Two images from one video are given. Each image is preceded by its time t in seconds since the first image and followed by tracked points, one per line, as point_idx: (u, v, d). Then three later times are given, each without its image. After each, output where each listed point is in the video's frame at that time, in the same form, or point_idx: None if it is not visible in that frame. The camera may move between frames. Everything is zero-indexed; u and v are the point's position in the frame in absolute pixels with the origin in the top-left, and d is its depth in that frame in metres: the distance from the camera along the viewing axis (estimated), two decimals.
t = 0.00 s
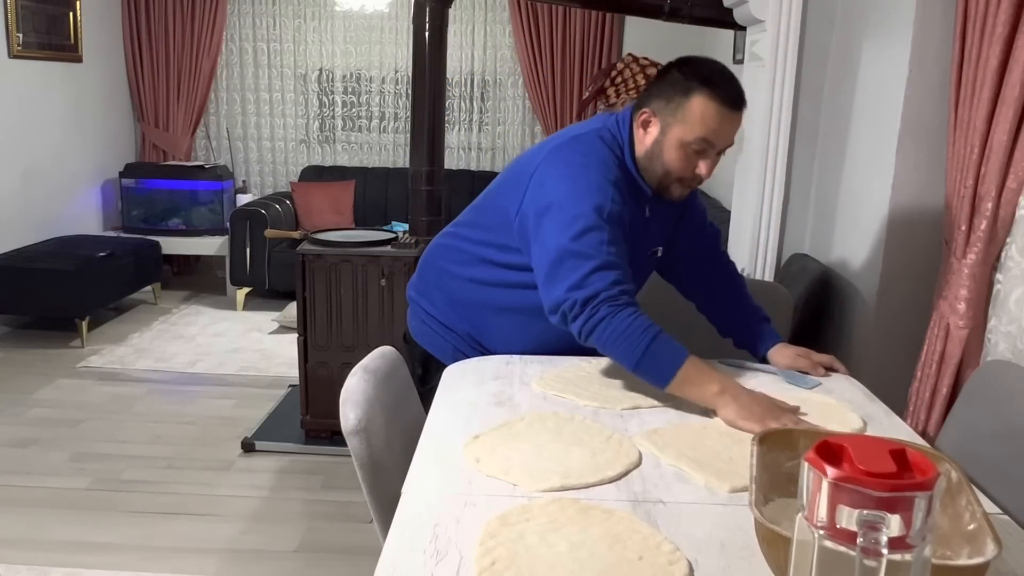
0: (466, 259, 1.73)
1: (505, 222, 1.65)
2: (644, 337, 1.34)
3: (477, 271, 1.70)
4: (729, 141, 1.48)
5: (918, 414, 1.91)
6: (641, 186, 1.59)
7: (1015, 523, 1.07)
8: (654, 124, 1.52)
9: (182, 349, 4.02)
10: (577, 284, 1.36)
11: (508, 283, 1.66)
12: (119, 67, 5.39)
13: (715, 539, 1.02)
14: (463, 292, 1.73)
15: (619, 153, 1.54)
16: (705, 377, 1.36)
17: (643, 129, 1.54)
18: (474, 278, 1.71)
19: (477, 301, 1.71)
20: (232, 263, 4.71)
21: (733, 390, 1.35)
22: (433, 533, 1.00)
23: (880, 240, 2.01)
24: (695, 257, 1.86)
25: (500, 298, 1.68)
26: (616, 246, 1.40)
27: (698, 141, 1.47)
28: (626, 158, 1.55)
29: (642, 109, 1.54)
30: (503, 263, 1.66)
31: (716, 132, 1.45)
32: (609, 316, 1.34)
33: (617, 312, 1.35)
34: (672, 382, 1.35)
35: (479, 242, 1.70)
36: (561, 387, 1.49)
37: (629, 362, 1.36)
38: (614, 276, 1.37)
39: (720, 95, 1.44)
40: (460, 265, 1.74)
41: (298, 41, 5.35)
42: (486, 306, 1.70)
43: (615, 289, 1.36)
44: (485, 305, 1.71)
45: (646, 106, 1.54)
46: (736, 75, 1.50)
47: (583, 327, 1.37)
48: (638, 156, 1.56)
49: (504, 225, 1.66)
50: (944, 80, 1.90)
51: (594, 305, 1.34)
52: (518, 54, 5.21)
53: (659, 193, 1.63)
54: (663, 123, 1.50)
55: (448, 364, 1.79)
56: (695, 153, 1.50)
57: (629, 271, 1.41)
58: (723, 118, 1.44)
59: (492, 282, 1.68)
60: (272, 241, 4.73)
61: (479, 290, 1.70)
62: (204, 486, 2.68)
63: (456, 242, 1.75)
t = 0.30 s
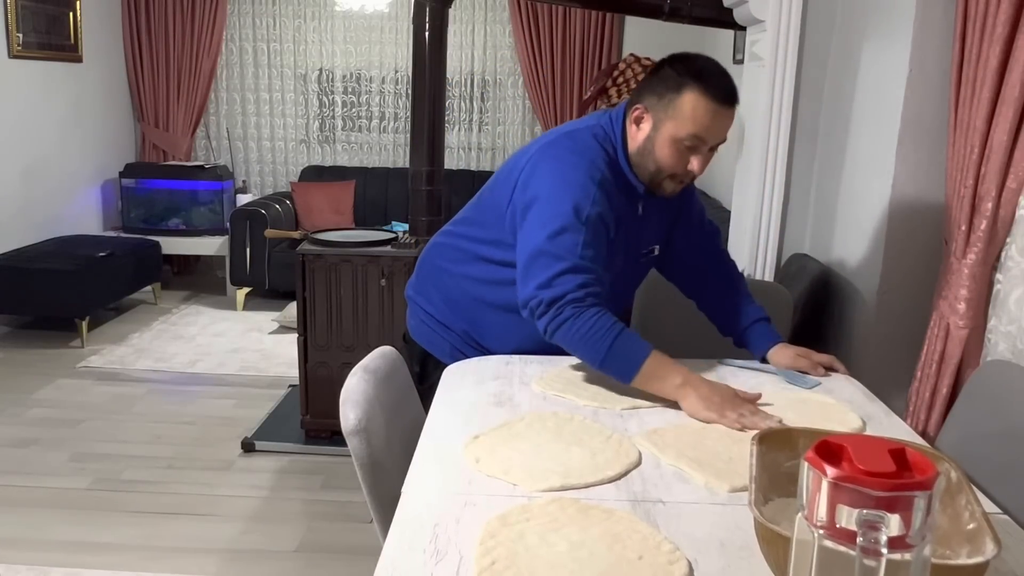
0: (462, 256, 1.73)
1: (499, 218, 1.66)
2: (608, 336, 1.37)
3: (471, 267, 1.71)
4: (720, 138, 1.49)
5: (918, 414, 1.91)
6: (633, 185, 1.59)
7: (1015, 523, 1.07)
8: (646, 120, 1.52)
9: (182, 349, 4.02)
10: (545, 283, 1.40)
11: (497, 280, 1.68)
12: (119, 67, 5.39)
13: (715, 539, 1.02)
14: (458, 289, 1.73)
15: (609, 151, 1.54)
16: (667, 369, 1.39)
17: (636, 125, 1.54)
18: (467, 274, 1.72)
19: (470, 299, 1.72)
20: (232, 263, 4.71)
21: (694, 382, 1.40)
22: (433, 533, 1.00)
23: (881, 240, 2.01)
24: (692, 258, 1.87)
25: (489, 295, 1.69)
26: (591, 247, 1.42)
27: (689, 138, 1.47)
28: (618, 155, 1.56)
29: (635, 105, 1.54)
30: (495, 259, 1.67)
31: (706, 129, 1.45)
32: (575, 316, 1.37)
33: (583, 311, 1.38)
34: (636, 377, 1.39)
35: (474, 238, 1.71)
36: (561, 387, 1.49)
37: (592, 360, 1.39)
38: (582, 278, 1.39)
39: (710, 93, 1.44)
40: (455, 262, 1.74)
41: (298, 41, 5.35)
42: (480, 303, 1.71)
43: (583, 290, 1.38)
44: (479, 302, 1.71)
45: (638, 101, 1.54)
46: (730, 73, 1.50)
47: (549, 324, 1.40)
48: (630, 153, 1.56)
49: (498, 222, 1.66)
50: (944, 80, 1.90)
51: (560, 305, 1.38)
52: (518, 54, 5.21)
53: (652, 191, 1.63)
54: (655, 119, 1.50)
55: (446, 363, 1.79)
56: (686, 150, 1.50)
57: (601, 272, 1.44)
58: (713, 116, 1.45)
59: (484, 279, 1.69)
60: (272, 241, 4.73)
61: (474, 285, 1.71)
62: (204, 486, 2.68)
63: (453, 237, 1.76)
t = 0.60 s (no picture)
0: (459, 254, 1.73)
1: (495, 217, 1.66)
2: (613, 326, 1.37)
3: (469, 266, 1.71)
4: (716, 136, 1.49)
5: (918, 414, 1.91)
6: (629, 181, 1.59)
7: (1015, 523, 1.07)
8: (643, 118, 1.52)
9: (182, 349, 4.02)
10: (548, 274, 1.38)
11: (496, 277, 1.67)
12: (119, 68, 5.39)
13: (715, 539, 1.02)
14: (455, 287, 1.74)
15: (604, 146, 1.54)
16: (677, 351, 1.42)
17: (632, 123, 1.54)
18: (464, 273, 1.72)
19: (468, 298, 1.72)
20: (232, 263, 4.71)
21: (704, 362, 1.42)
22: (433, 533, 1.00)
23: (881, 240, 2.01)
24: (690, 256, 1.87)
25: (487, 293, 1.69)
26: (591, 238, 1.42)
27: (686, 136, 1.47)
28: (613, 152, 1.55)
29: (631, 103, 1.54)
30: (493, 257, 1.67)
31: (703, 126, 1.45)
32: (579, 306, 1.36)
33: (589, 302, 1.37)
34: (645, 364, 1.40)
35: (471, 236, 1.71)
36: (561, 387, 1.49)
37: (600, 350, 1.39)
38: (585, 270, 1.38)
39: (707, 90, 1.44)
40: (452, 260, 1.74)
41: (298, 41, 5.35)
42: (476, 300, 1.71)
43: (587, 280, 1.37)
44: (476, 300, 1.71)
45: (635, 99, 1.54)
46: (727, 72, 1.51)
47: (552, 318, 1.39)
48: (626, 150, 1.56)
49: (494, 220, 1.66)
50: (944, 80, 1.90)
51: (564, 296, 1.36)
52: (518, 54, 5.21)
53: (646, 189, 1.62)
54: (651, 117, 1.50)
55: (444, 361, 1.79)
56: (683, 147, 1.50)
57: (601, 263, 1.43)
58: (709, 112, 1.45)
59: (482, 277, 1.69)
60: (272, 241, 4.73)
61: (471, 284, 1.71)
62: (204, 486, 2.68)
63: (449, 237, 1.76)
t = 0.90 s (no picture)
0: (459, 253, 1.73)
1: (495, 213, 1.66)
2: (620, 316, 1.38)
3: (468, 263, 1.71)
4: (715, 130, 1.49)
5: (918, 414, 1.91)
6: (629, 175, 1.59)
7: (1015, 523, 1.07)
8: (643, 112, 1.52)
9: (182, 349, 4.02)
10: (554, 264, 1.38)
11: (495, 273, 1.67)
12: (119, 68, 5.39)
13: (714, 539, 1.02)
14: (454, 285, 1.73)
15: (605, 140, 1.54)
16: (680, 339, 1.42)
17: (632, 118, 1.54)
18: (463, 271, 1.72)
19: (467, 296, 1.72)
20: (232, 263, 4.72)
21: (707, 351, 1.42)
22: (432, 534, 1.00)
23: (881, 240, 2.01)
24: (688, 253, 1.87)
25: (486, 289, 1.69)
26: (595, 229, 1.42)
27: (685, 130, 1.47)
28: (613, 146, 1.55)
29: (631, 97, 1.54)
30: (493, 252, 1.67)
31: (702, 121, 1.45)
32: (586, 295, 1.37)
33: (596, 292, 1.38)
34: (650, 353, 1.41)
35: (471, 234, 1.71)
36: (560, 387, 1.49)
37: (605, 339, 1.40)
38: (591, 258, 1.39)
39: (707, 84, 1.44)
40: (452, 258, 1.74)
41: (298, 41, 5.35)
42: (476, 298, 1.71)
43: (593, 270, 1.38)
44: (476, 298, 1.71)
45: (635, 94, 1.54)
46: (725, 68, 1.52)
47: (559, 308, 1.39)
48: (626, 144, 1.56)
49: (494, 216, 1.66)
50: (944, 80, 1.90)
51: (571, 285, 1.37)
52: (518, 54, 5.21)
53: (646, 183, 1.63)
54: (651, 111, 1.50)
55: (443, 362, 1.78)
56: (682, 142, 1.50)
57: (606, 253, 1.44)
58: (710, 106, 1.45)
59: (481, 273, 1.69)
60: (272, 241, 4.73)
61: (470, 281, 1.71)
62: (204, 486, 2.68)
63: (448, 236, 1.76)
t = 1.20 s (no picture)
0: (460, 255, 1.73)
1: (499, 216, 1.65)
2: (646, 320, 1.38)
3: (470, 265, 1.71)
4: (721, 133, 1.50)
5: (918, 414, 1.91)
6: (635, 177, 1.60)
7: (1015, 523, 1.07)
8: (648, 115, 1.51)
9: (182, 349, 4.02)
10: (579, 268, 1.37)
11: (500, 275, 1.66)
12: (119, 68, 5.39)
13: (714, 539, 1.02)
14: (456, 288, 1.73)
15: (612, 143, 1.54)
16: (704, 343, 1.44)
17: (637, 121, 1.53)
18: (466, 272, 1.71)
19: (470, 298, 1.71)
20: (232, 263, 4.72)
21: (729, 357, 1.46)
22: (432, 533, 1.00)
23: (880, 240, 2.01)
24: (687, 255, 1.87)
25: (491, 292, 1.68)
26: (614, 232, 1.41)
27: (692, 133, 1.47)
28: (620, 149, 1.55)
29: (636, 100, 1.53)
30: (497, 254, 1.66)
31: (710, 124, 1.46)
32: (613, 299, 1.37)
33: (622, 296, 1.37)
34: (676, 357, 1.41)
35: (474, 236, 1.70)
36: (561, 387, 1.49)
37: (632, 344, 1.40)
38: (615, 262, 1.38)
39: (715, 88, 1.45)
40: (455, 260, 1.74)
41: (298, 41, 5.35)
42: (479, 300, 1.70)
43: (618, 273, 1.37)
44: (479, 299, 1.70)
45: (640, 97, 1.53)
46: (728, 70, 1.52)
47: (585, 313, 1.38)
48: (631, 147, 1.56)
49: (498, 219, 1.65)
50: (944, 80, 1.90)
51: (598, 290, 1.36)
52: (518, 54, 5.22)
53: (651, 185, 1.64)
54: (657, 115, 1.50)
55: (442, 362, 1.78)
56: (689, 145, 1.50)
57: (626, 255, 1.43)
58: (718, 109, 1.45)
59: (485, 275, 1.68)
60: (272, 241, 4.73)
61: (473, 284, 1.70)
62: (204, 486, 2.68)
63: (450, 238, 1.76)
